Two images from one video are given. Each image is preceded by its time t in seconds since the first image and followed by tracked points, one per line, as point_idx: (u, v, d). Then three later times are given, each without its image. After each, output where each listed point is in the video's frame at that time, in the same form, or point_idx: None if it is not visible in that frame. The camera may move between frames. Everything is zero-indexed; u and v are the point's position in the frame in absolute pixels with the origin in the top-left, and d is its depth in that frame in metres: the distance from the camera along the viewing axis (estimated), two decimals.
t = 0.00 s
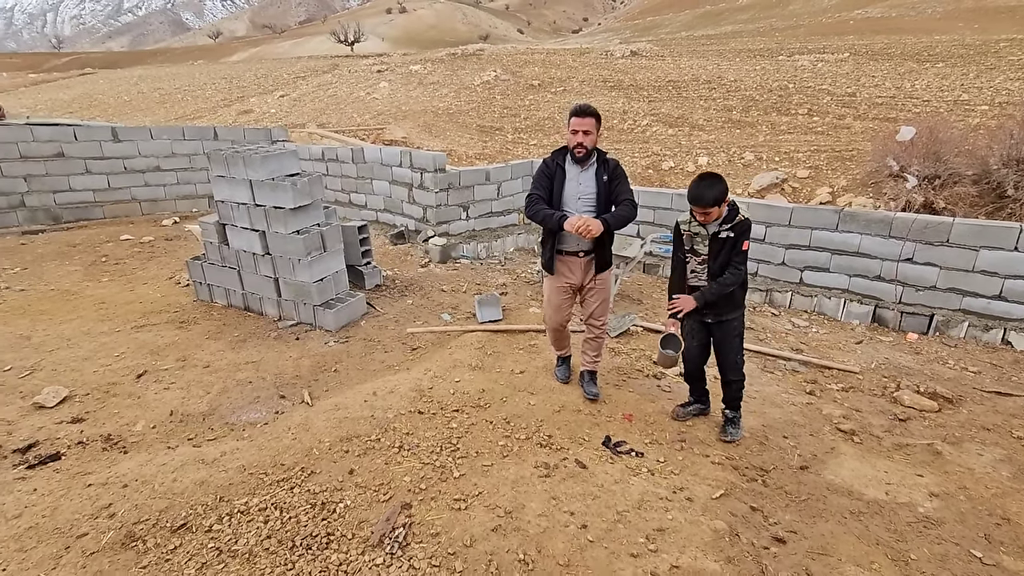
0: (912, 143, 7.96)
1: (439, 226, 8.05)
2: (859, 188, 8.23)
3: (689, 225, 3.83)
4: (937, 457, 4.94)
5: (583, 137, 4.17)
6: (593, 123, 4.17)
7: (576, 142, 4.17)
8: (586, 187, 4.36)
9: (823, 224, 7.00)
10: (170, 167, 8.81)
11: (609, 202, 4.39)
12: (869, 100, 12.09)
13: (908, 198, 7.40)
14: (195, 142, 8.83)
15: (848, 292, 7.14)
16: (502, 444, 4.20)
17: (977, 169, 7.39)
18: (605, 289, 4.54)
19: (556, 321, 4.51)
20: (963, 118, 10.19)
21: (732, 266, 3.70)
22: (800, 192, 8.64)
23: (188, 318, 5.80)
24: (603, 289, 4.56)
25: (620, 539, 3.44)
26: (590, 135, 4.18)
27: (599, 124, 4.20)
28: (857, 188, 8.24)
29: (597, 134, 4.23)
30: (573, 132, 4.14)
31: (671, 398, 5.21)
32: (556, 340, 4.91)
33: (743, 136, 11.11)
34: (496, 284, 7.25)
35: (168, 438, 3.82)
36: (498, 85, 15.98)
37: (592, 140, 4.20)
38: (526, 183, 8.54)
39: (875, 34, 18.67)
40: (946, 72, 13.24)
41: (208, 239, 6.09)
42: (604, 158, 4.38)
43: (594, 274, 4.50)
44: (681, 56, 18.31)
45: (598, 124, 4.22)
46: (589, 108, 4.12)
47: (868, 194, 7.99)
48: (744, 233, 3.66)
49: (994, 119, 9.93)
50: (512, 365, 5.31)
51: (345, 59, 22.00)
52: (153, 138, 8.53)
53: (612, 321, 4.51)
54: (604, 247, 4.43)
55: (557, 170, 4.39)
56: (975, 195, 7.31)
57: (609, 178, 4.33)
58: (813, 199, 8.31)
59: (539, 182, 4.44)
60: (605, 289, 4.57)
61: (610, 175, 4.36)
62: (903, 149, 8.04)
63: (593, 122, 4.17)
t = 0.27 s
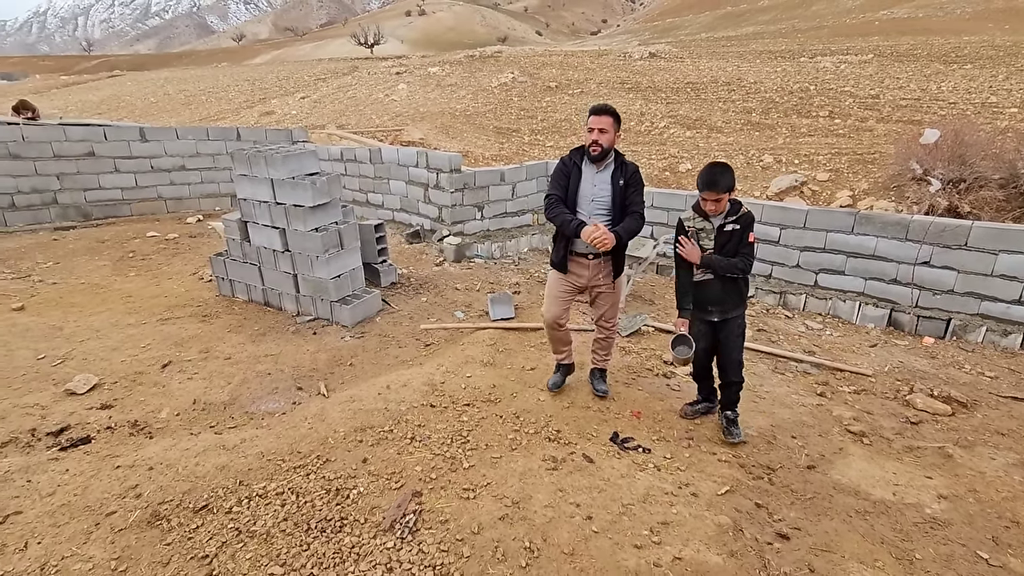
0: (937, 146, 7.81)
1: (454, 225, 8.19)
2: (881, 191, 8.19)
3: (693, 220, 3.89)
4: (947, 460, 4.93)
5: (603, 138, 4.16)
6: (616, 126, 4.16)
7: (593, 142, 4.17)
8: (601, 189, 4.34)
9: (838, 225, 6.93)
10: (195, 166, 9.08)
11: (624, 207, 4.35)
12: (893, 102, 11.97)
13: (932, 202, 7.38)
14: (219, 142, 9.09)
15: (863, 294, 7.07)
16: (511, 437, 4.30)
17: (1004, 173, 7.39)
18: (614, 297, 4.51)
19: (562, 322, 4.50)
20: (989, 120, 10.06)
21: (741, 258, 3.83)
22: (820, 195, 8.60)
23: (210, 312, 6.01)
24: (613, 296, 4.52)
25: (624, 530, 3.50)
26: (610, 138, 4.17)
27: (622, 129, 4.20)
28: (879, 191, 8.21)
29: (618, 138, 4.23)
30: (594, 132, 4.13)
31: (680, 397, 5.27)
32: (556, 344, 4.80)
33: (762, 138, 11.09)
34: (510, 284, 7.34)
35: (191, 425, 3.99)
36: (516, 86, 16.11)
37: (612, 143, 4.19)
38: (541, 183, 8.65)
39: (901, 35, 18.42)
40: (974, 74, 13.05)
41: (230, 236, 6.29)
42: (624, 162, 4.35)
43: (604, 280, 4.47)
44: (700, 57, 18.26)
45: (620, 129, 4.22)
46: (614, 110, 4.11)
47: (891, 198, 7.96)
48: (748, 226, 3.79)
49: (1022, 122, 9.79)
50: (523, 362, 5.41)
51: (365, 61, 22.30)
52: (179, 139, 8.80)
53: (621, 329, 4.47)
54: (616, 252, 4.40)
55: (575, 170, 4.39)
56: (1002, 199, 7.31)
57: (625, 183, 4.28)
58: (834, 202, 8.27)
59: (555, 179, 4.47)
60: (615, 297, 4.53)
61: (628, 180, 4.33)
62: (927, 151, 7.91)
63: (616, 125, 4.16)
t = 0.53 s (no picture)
0: (967, 148, 7.72)
1: (472, 224, 8.28)
2: (907, 195, 8.10)
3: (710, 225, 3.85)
4: (965, 465, 4.88)
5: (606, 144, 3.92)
6: (618, 130, 3.92)
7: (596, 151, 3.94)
8: (605, 197, 4.10)
9: (858, 228, 6.85)
10: (221, 163, 9.31)
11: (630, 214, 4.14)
12: (921, 104, 11.79)
13: (960, 205, 7.27)
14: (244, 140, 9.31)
15: (884, 298, 6.99)
16: (525, 432, 4.38)
17: None
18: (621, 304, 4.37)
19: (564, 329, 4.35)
20: (1021, 122, 9.87)
21: (758, 268, 3.78)
22: (843, 198, 8.54)
23: (235, 305, 6.18)
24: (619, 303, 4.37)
25: (634, 524, 3.55)
26: (614, 143, 3.93)
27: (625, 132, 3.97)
28: (904, 195, 8.12)
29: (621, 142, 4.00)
30: (597, 137, 3.89)
31: (693, 396, 5.30)
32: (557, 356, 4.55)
33: (784, 140, 11.01)
34: (526, 282, 7.42)
35: (216, 413, 4.14)
36: (535, 86, 16.18)
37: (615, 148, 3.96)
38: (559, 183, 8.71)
39: (932, 35, 18.09)
40: (1006, 74, 12.78)
41: (254, 231, 6.46)
42: (629, 167, 4.10)
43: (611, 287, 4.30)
44: (722, 57, 18.13)
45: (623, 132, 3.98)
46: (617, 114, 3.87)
47: (917, 201, 7.87)
48: (767, 235, 3.71)
49: None
50: (538, 359, 5.49)
51: (386, 61, 22.53)
52: (206, 137, 9.04)
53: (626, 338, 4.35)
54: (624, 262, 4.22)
55: (576, 177, 4.13)
56: None
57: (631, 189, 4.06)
58: (857, 205, 8.20)
59: (557, 187, 4.21)
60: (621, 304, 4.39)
61: (634, 186, 4.09)
62: (956, 154, 7.82)
63: (618, 129, 3.92)
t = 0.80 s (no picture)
0: (1004, 149, 7.55)
1: (493, 221, 8.37)
2: (940, 197, 7.95)
3: (750, 231, 3.58)
4: (993, 471, 4.79)
5: (589, 145, 3.73)
6: (599, 130, 3.74)
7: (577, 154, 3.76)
8: (595, 201, 3.88)
9: (887, 229, 6.73)
10: (250, 159, 9.52)
11: (628, 215, 3.91)
12: (956, 103, 11.53)
13: (994, 208, 7.11)
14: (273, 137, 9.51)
15: (912, 301, 6.87)
16: (546, 425, 4.43)
17: None
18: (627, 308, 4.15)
19: (571, 342, 4.13)
20: None
21: (798, 286, 3.49)
22: (872, 200, 8.40)
23: (263, 297, 6.34)
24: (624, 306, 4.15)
25: (654, 518, 3.58)
26: (597, 144, 3.75)
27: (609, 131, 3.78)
28: (936, 197, 7.97)
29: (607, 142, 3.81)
30: (579, 141, 3.72)
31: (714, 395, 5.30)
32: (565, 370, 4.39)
33: (812, 139, 10.87)
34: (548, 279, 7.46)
35: (247, 400, 4.27)
36: (558, 85, 16.17)
37: (599, 148, 3.77)
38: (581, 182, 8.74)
39: (968, 32, 17.64)
40: None
41: (283, 226, 6.61)
42: (618, 167, 3.89)
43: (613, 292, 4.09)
44: (748, 55, 17.90)
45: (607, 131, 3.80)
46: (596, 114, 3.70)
47: (949, 204, 7.72)
48: (813, 252, 3.40)
49: None
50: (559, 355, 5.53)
51: (409, 59, 22.72)
52: (236, 133, 9.25)
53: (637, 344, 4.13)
54: (625, 265, 3.98)
55: (562, 186, 3.96)
56: None
57: (623, 189, 3.83)
58: (887, 207, 8.07)
59: (545, 199, 4.07)
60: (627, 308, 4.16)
61: (626, 185, 3.87)
62: (992, 155, 7.65)
63: (599, 129, 3.74)
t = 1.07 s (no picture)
0: None
1: (524, 216, 8.46)
2: (986, 198, 7.70)
3: (796, 231, 3.30)
4: None
5: (592, 135, 3.39)
6: (604, 118, 3.36)
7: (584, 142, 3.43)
8: (603, 193, 3.54)
9: (929, 230, 6.56)
10: (287, 152, 9.74)
11: (639, 207, 3.52)
12: (1006, 101, 11.12)
13: None
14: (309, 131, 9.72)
15: (954, 304, 6.70)
16: (575, 418, 4.47)
17: None
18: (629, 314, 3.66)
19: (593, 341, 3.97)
20: None
21: (847, 291, 3.24)
22: (913, 200, 8.18)
23: (301, 286, 6.52)
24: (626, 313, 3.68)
25: (683, 512, 3.60)
26: (603, 133, 3.39)
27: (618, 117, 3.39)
28: (982, 198, 7.73)
29: (615, 130, 3.43)
30: (582, 131, 3.39)
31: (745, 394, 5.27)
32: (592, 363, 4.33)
33: (850, 137, 10.62)
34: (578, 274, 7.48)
35: (287, 383, 4.42)
36: (588, 80, 16.10)
37: (604, 137, 3.40)
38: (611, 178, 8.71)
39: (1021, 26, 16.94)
40: None
41: (320, 217, 6.78)
42: (630, 155, 3.51)
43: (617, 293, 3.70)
44: (785, 50, 17.52)
45: (615, 118, 3.41)
46: (601, 99, 3.33)
47: (995, 206, 7.48)
48: (865, 255, 3.14)
49: None
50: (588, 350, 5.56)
51: (440, 54, 22.83)
52: (274, 126, 9.47)
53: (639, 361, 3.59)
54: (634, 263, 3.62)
55: (569, 176, 3.64)
56: None
57: (632, 180, 3.45)
58: (930, 207, 7.86)
59: (552, 190, 3.79)
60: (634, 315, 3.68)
61: (637, 175, 3.47)
62: None
63: (604, 116, 3.36)
